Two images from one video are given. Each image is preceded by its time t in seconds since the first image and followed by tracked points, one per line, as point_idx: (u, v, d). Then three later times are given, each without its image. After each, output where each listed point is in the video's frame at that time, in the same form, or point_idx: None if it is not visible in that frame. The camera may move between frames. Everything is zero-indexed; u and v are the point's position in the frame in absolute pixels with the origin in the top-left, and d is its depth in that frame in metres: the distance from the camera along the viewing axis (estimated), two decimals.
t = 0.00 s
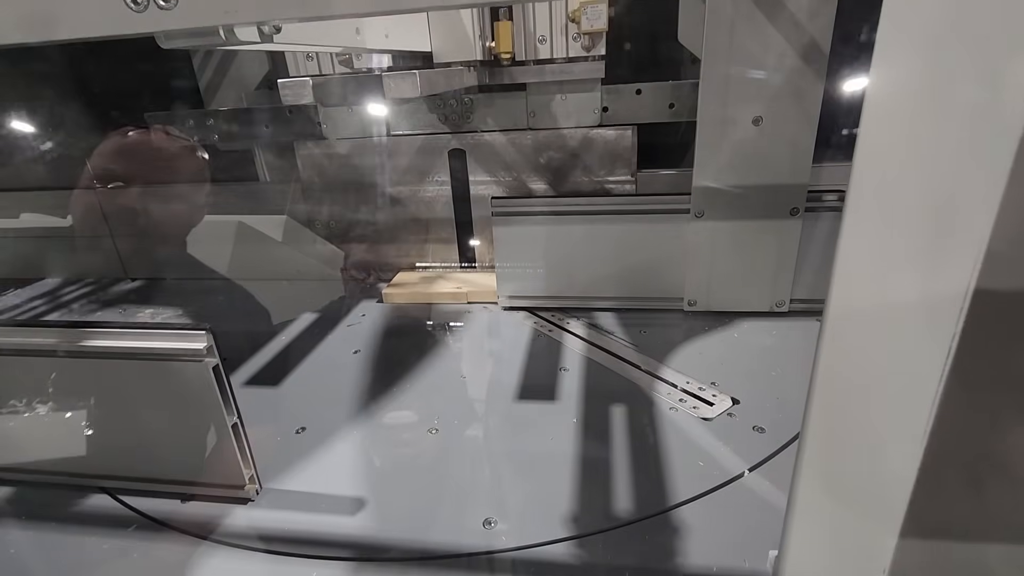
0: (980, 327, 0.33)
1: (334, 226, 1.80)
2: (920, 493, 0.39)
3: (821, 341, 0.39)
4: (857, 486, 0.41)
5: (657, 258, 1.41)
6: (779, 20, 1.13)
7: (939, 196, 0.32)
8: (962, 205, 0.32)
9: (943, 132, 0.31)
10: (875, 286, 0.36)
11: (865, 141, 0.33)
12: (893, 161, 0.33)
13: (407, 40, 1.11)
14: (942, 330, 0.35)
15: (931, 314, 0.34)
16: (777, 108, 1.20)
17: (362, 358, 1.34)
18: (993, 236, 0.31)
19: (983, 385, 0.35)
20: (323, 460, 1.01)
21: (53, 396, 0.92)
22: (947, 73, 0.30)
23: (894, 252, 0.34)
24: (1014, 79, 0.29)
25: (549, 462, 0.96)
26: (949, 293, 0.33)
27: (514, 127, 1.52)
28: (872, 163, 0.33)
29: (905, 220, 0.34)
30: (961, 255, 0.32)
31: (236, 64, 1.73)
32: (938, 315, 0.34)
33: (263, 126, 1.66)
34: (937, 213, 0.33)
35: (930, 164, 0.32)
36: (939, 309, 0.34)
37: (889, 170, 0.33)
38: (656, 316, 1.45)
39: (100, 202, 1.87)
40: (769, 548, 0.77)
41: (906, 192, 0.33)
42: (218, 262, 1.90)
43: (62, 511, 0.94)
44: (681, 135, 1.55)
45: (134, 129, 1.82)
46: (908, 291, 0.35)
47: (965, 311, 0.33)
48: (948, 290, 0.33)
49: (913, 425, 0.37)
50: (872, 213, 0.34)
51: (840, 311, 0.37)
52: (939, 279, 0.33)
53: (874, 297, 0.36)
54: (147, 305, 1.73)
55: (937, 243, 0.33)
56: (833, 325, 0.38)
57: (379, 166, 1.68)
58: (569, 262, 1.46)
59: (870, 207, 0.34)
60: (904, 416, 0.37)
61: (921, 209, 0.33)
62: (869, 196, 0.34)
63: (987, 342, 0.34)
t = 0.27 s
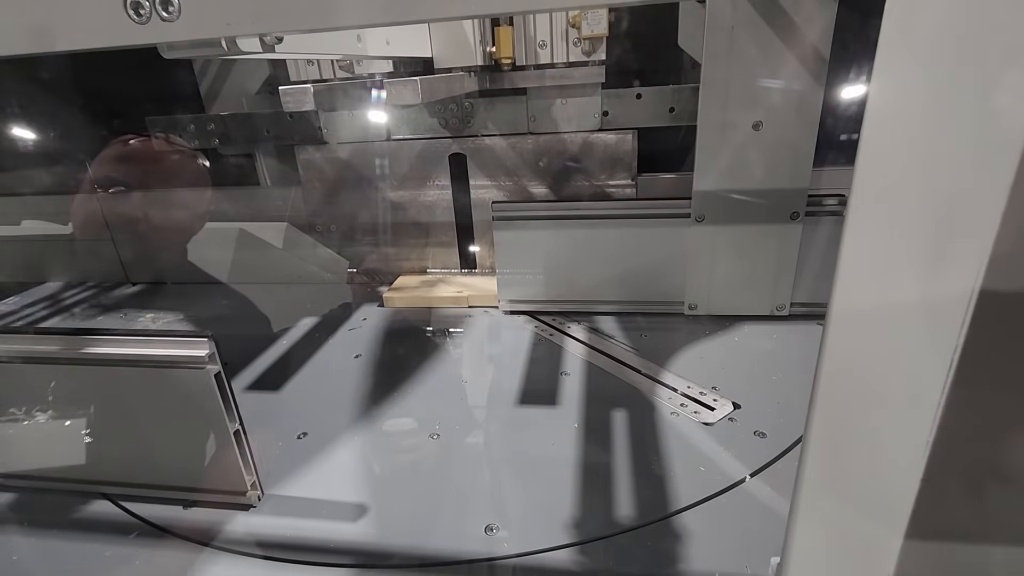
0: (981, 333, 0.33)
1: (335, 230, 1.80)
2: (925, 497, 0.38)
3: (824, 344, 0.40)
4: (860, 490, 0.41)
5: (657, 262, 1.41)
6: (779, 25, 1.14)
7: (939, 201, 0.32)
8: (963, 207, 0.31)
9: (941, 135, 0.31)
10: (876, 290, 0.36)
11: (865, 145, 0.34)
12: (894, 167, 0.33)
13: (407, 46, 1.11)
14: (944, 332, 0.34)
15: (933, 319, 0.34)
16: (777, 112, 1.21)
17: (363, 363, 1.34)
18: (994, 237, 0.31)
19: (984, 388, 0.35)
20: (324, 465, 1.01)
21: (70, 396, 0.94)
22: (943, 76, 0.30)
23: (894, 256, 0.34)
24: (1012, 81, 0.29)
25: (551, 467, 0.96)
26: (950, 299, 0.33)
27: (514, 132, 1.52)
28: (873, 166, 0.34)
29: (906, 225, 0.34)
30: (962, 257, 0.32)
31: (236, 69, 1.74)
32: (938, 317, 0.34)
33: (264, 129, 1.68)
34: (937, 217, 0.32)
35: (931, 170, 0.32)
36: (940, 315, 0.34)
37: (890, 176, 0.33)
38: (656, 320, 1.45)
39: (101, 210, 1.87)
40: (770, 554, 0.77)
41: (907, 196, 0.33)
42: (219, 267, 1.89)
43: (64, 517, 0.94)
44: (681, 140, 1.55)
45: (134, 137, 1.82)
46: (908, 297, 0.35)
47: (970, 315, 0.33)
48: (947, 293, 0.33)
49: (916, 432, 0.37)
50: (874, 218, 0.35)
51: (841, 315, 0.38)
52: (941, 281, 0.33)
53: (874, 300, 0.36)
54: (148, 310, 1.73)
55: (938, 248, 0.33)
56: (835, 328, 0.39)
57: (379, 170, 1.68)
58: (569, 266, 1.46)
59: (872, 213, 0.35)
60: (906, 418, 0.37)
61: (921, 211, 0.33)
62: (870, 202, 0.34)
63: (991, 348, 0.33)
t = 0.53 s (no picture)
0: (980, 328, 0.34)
1: (335, 232, 1.81)
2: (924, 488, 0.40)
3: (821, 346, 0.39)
4: (858, 489, 0.41)
5: (656, 265, 1.42)
6: (778, 27, 1.14)
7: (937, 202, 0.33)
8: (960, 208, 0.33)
9: (940, 138, 0.32)
10: (876, 289, 0.36)
11: (864, 148, 0.34)
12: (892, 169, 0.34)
13: (407, 50, 1.12)
14: (941, 329, 0.35)
15: (931, 316, 0.36)
16: (775, 115, 1.21)
17: (363, 365, 1.34)
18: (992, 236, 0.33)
19: (979, 384, 0.36)
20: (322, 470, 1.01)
21: (93, 377, 1.03)
22: (942, 82, 0.31)
23: (894, 256, 0.35)
24: (1008, 88, 0.30)
25: (551, 468, 0.97)
26: (948, 297, 0.35)
27: (514, 134, 1.53)
28: (872, 168, 0.34)
29: (905, 226, 0.35)
30: (961, 256, 0.33)
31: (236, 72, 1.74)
32: (938, 315, 0.35)
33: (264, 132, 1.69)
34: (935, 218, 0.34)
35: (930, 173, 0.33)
36: (938, 312, 0.35)
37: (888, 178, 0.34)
38: (655, 322, 1.46)
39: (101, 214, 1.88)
40: (770, 555, 0.78)
41: (905, 198, 0.34)
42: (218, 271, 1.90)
43: (65, 520, 0.94)
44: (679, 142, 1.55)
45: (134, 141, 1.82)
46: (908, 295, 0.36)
47: (965, 313, 0.34)
48: (946, 291, 0.35)
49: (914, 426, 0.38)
50: (873, 219, 0.35)
51: (840, 316, 0.38)
52: (939, 280, 0.34)
53: (874, 300, 0.37)
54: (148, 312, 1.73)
55: (936, 247, 0.34)
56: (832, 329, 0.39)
57: (379, 173, 1.68)
58: (568, 268, 1.47)
59: (871, 214, 0.35)
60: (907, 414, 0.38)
61: (921, 213, 0.34)
62: (870, 204, 0.35)
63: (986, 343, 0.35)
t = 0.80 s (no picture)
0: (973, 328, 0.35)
1: (334, 234, 1.81)
2: (919, 486, 0.40)
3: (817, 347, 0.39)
4: (854, 490, 0.41)
5: (654, 266, 1.42)
6: (775, 29, 1.14)
7: (932, 204, 0.34)
8: (954, 211, 0.33)
9: (936, 142, 0.33)
10: (872, 291, 0.36)
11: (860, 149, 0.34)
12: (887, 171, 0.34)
13: (405, 53, 1.12)
14: (935, 329, 0.36)
15: (925, 318, 0.36)
16: (773, 117, 1.22)
17: (362, 367, 1.34)
18: (986, 237, 0.33)
19: (972, 384, 0.37)
20: (320, 472, 1.01)
21: (159, 334, 1.18)
22: (938, 86, 0.32)
23: (890, 259, 0.35)
24: (1002, 93, 0.31)
25: (550, 469, 0.97)
26: (943, 299, 0.35)
27: (513, 136, 1.53)
28: (869, 169, 0.34)
29: (900, 228, 0.35)
30: (957, 255, 0.34)
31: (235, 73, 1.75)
32: (934, 313, 0.36)
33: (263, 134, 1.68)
34: (929, 220, 0.34)
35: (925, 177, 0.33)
36: (933, 314, 0.36)
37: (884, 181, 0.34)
38: (654, 323, 1.46)
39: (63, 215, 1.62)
40: (767, 557, 0.78)
41: (901, 201, 0.34)
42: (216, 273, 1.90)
43: (64, 522, 0.94)
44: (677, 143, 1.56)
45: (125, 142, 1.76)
46: (903, 297, 0.36)
47: (960, 313, 0.35)
48: (943, 290, 0.35)
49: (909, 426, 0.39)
50: (868, 221, 0.35)
51: (835, 317, 0.38)
52: (933, 281, 0.35)
53: (870, 302, 0.37)
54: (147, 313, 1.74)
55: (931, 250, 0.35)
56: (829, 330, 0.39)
57: (378, 175, 1.69)
58: (566, 269, 1.47)
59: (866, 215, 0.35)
60: (904, 413, 0.38)
61: (917, 213, 0.34)
62: (866, 205, 0.35)
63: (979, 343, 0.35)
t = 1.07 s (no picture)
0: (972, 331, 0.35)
1: (332, 235, 1.81)
2: (918, 489, 0.39)
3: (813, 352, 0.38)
4: (852, 496, 0.41)
5: (653, 266, 1.41)
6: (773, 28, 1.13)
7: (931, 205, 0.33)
8: (954, 213, 0.33)
9: (936, 143, 0.32)
10: (871, 293, 0.36)
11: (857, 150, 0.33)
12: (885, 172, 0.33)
13: (401, 53, 1.11)
14: (934, 332, 0.35)
15: (925, 321, 0.35)
16: (771, 117, 1.21)
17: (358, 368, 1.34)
18: (986, 239, 0.33)
19: (973, 388, 0.36)
20: (315, 475, 1.00)
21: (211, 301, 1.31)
22: (938, 86, 0.31)
23: (890, 262, 0.35)
24: (1002, 93, 0.30)
25: (547, 472, 0.97)
26: (942, 301, 0.35)
27: (511, 136, 1.52)
28: (866, 171, 0.34)
29: (899, 230, 0.34)
30: (956, 256, 0.33)
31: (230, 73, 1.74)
32: (934, 315, 0.35)
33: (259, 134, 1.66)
34: (929, 222, 0.34)
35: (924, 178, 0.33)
36: (932, 316, 0.35)
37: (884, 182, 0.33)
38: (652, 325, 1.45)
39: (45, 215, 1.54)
40: (765, 561, 0.77)
41: (900, 203, 0.34)
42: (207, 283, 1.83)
43: (58, 527, 0.93)
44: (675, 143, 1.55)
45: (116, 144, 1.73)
46: (902, 299, 0.35)
47: (960, 315, 0.35)
48: (942, 292, 0.34)
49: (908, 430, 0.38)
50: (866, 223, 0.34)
51: (833, 320, 0.37)
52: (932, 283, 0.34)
53: (868, 305, 0.36)
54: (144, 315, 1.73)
55: (930, 251, 0.34)
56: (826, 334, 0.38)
57: (375, 176, 1.68)
58: (564, 270, 1.46)
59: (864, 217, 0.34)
60: (904, 417, 0.38)
61: (916, 215, 0.34)
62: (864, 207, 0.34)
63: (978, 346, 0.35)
